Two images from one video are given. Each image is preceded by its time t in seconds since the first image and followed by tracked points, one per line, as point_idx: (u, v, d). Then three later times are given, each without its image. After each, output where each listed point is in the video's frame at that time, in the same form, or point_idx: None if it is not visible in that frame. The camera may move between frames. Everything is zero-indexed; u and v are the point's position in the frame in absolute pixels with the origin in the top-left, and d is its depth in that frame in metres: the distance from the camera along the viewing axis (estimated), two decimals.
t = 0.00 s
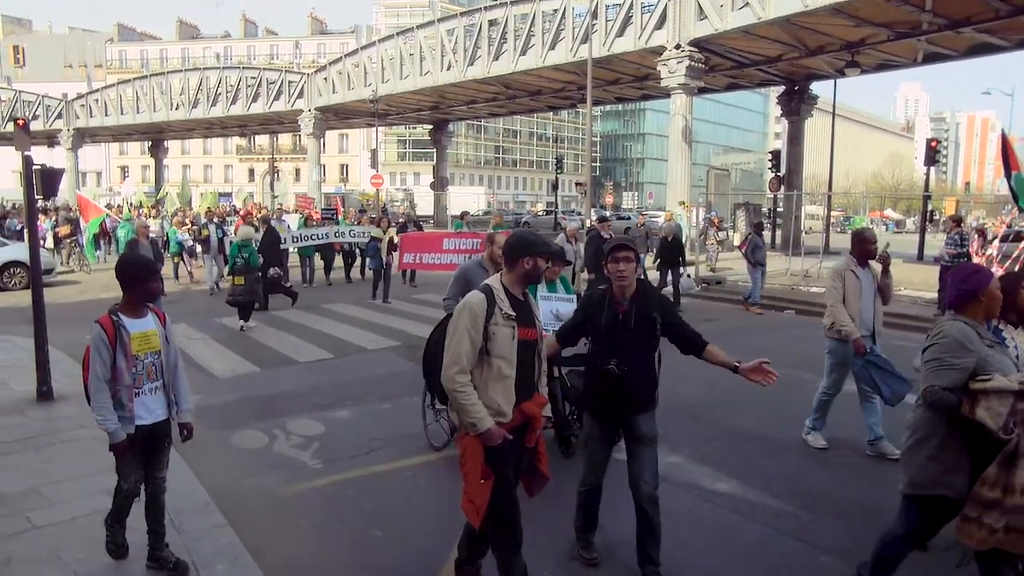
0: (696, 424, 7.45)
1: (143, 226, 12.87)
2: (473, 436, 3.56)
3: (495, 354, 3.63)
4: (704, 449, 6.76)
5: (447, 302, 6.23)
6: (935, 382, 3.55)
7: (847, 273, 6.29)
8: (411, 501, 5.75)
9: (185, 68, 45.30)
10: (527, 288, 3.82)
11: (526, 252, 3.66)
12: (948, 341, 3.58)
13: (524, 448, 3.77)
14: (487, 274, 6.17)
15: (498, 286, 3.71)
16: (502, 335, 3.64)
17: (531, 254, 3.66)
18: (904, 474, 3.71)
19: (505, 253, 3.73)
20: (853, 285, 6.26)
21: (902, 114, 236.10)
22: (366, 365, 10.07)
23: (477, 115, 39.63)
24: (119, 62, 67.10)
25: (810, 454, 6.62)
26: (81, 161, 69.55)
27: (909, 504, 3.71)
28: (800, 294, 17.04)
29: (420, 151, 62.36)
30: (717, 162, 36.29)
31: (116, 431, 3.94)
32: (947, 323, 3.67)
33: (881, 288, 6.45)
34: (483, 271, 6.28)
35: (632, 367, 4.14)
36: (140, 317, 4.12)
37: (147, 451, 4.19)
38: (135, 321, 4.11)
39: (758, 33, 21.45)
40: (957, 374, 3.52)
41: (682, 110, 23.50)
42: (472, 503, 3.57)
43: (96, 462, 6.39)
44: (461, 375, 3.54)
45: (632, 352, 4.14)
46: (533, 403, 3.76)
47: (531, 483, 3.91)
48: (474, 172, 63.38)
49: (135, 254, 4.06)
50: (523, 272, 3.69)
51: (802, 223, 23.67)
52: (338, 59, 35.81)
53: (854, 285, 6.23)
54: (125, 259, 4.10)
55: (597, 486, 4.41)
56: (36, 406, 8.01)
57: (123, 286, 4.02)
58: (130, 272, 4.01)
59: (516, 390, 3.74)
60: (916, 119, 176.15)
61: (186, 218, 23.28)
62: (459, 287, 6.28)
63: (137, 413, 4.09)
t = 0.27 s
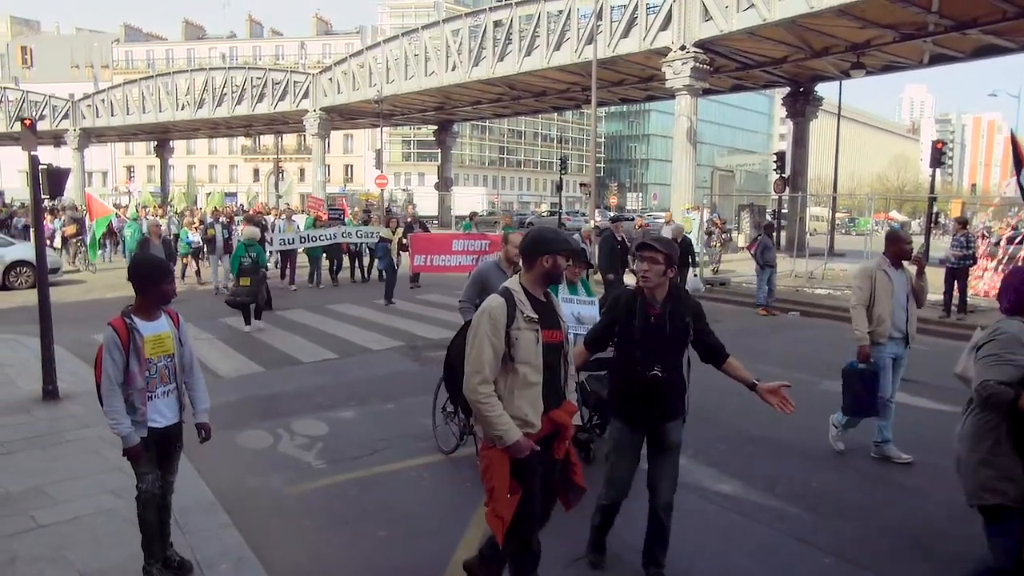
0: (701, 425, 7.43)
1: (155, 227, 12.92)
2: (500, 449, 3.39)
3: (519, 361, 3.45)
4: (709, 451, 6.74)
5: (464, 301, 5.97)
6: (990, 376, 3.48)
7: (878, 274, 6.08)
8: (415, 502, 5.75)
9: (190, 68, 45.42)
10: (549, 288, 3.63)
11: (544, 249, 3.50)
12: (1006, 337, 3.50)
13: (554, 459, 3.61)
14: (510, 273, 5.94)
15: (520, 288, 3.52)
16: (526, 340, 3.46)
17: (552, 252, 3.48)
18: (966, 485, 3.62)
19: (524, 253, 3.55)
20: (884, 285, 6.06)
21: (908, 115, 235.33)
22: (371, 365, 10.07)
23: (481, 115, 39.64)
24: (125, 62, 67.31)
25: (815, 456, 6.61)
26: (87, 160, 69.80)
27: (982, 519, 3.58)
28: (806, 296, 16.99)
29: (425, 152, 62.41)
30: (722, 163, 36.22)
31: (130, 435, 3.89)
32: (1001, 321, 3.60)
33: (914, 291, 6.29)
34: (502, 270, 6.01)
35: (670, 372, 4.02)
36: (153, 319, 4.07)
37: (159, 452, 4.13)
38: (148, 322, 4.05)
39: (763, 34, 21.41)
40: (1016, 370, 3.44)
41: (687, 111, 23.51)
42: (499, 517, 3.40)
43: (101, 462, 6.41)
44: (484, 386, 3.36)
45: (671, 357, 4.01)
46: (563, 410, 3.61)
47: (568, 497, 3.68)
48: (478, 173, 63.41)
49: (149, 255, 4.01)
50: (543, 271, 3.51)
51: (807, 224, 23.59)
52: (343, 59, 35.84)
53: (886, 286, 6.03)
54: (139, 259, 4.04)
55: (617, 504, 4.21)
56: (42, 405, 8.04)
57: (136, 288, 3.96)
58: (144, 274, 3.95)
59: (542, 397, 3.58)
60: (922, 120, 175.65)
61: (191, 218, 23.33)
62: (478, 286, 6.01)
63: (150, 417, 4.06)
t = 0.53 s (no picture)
0: (702, 426, 7.42)
1: (161, 230, 12.43)
2: (514, 465, 3.14)
3: (535, 372, 3.19)
4: (709, 453, 6.74)
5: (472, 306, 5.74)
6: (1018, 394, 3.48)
7: (903, 281, 5.94)
8: (415, 503, 5.75)
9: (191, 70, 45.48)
10: (567, 294, 3.39)
11: (561, 251, 3.26)
12: None
13: (575, 473, 3.33)
14: (520, 278, 5.78)
15: (535, 293, 3.27)
16: (542, 349, 3.19)
17: (572, 255, 3.25)
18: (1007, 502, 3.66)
19: (540, 256, 3.31)
20: (909, 293, 5.91)
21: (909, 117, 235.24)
22: (371, 367, 10.07)
23: (482, 117, 39.68)
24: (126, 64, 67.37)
25: (815, 458, 6.60)
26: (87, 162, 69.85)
27: None
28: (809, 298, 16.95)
29: (426, 154, 62.46)
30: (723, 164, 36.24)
31: (136, 448, 3.79)
32: None
33: (939, 296, 6.14)
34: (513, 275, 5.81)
35: (690, 383, 3.87)
36: (156, 328, 3.99)
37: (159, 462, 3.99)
38: (151, 332, 3.97)
39: (764, 36, 21.43)
40: None
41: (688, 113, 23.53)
42: (508, 533, 3.19)
43: (101, 463, 6.41)
44: (498, 399, 3.13)
45: (692, 367, 3.87)
46: (581, 423, 3.33)
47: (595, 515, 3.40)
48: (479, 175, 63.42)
49: (151, 264, 3.93)
50: (559, 275, 3.26)
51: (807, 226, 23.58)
52: (344, 61, 35.86)
53: (911, 294, 5.89)
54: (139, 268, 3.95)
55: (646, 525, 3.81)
56: (42, 406, 8.04)
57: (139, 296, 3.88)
58: (146, 282, 3.87)
59: (559, 409, 3.31)
60: (922, 121, 175.67)
61: (192, 220, 23.34)
62: (486, 290, 5.78)
63: (155, 429, 3.96)
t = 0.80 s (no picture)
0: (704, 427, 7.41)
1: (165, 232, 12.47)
2: (527, 480, 2.98)
3: (553, 384, 2.99)
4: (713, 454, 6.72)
5: (485, 311, 5.55)
6: None
7: (932, 289, 5.82)
8: (417, 503, 5.75)
9: (194, 71, 45.56)
10: (593, 302, 3.19)
11: (585, 256, 3.04)
12: None
13: (596, 490, 3.12)
14: (533, 281, 5.62)
15: (558, 301, 3.07)
16: (562, 361, 3.00)
17: (588, 262, 3.03)
18: None
19: (562, 260, 3.10)
20: (940, 302, 5.80)
21: (913, 117, 234.76)
22: (373, 367, 10.07)
23: (485, 118, 39.69)
24: (129, 65, 67.46)
25: (818, 459, 6.58)
26: (91, 163, 70.02)
27: None
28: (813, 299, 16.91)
29: (429, 154, 62.49)
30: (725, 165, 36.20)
31: (140, 457, 3.64)
32: None
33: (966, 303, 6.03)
34: (523, 278, 5.64)
35: (704, 395, 3.70)
36: (159, 330, 3.81)
37: (168, 471, 3.86)
38: (153, 334, 3.79)
39: (767, 36, 21.40)
40: None
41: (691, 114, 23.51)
42: (522, 549, 3.04)
43: (104, 463, 6.42)
44: (514, 412, 2.95)
45: (705, 376, 3.69)
46: (601, 437, 3.12)
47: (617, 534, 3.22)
48: (482, 175, 63.42)
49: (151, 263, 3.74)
50: (582, 283, 3.05)
51: (810, 226, 23.56)
52: (348, 62, 35.88)
53: (940, 303, 5.78)
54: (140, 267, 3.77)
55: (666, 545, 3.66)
56: (46, 407, 8.05)
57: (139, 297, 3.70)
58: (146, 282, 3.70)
59: (579, 423, 3.10)
60: (926, 121, 175.31)
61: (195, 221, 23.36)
62: (499, 295, 5.60)
63: (160, 436, 3.82)
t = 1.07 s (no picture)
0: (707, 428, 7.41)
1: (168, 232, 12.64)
2: (546, 495, 2.89)
3: (578, 398, 2.88)
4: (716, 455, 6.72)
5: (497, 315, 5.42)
6: None
7: (958, 289, 5.46)
8: (417, 504, 5.74)
9: (196, 71, 45.57)
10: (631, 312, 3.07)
11: (620, 263, 2.94)
12: None
13: (623, 515, 2.97)
14: (541, 284, 5.54)
15: (591, 309, 2.97)
16: (590, 374, 2.87)
17: (624, 267, 2.93)
18: None
19: (600, 264, 3.00)
20: (966, 302, 5.46)
21: (915, 118, 234.45)
22: (374, 368, 10.06)
23: (487, 119, 39.68)
24: (132, 65, 67.50)
25: (820, 461, 6.58)
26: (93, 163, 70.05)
27: None
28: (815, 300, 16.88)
29: (430, 155, 62.49)
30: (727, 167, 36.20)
31: (140, 464, 3.55)
32: None
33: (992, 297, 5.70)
34: (533, 281, 5.54)
35: (723, 402, 3.60)
36: (166, 334, 3.74)
37: (170, 480, 3.80)
38: (160, 338, 3.71)
39: (769, 38, 21.40)
40: None
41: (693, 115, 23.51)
42: (533, 567, 2.94)
43: (105, 463, 6.42)
44: (538, 423, 2.87)
45: (725, 382, 3.59)
46: (630, 460, 2.97)
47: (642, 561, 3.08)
48: (483, 176, 63.42)
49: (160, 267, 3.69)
50: (617, 291, 2.94)
51: (812, 228, 23.53)
52: (350, 62, 35.88)
53: (967, 302, 5.44)
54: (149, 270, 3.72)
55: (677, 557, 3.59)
56: (47, 407, 8.05)
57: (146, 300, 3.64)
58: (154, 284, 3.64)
59: (607, 442, 2.96)
60: (928, 123, 175.23)
61: (197, 221, 23.36)
62: (510, 298, 5.46)
63: (162, 442, 3.72)
